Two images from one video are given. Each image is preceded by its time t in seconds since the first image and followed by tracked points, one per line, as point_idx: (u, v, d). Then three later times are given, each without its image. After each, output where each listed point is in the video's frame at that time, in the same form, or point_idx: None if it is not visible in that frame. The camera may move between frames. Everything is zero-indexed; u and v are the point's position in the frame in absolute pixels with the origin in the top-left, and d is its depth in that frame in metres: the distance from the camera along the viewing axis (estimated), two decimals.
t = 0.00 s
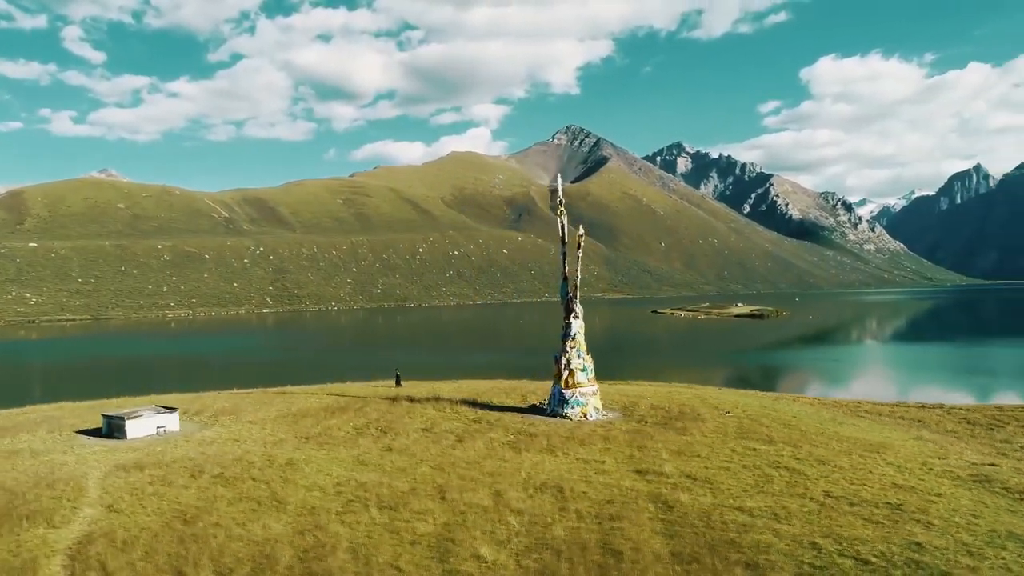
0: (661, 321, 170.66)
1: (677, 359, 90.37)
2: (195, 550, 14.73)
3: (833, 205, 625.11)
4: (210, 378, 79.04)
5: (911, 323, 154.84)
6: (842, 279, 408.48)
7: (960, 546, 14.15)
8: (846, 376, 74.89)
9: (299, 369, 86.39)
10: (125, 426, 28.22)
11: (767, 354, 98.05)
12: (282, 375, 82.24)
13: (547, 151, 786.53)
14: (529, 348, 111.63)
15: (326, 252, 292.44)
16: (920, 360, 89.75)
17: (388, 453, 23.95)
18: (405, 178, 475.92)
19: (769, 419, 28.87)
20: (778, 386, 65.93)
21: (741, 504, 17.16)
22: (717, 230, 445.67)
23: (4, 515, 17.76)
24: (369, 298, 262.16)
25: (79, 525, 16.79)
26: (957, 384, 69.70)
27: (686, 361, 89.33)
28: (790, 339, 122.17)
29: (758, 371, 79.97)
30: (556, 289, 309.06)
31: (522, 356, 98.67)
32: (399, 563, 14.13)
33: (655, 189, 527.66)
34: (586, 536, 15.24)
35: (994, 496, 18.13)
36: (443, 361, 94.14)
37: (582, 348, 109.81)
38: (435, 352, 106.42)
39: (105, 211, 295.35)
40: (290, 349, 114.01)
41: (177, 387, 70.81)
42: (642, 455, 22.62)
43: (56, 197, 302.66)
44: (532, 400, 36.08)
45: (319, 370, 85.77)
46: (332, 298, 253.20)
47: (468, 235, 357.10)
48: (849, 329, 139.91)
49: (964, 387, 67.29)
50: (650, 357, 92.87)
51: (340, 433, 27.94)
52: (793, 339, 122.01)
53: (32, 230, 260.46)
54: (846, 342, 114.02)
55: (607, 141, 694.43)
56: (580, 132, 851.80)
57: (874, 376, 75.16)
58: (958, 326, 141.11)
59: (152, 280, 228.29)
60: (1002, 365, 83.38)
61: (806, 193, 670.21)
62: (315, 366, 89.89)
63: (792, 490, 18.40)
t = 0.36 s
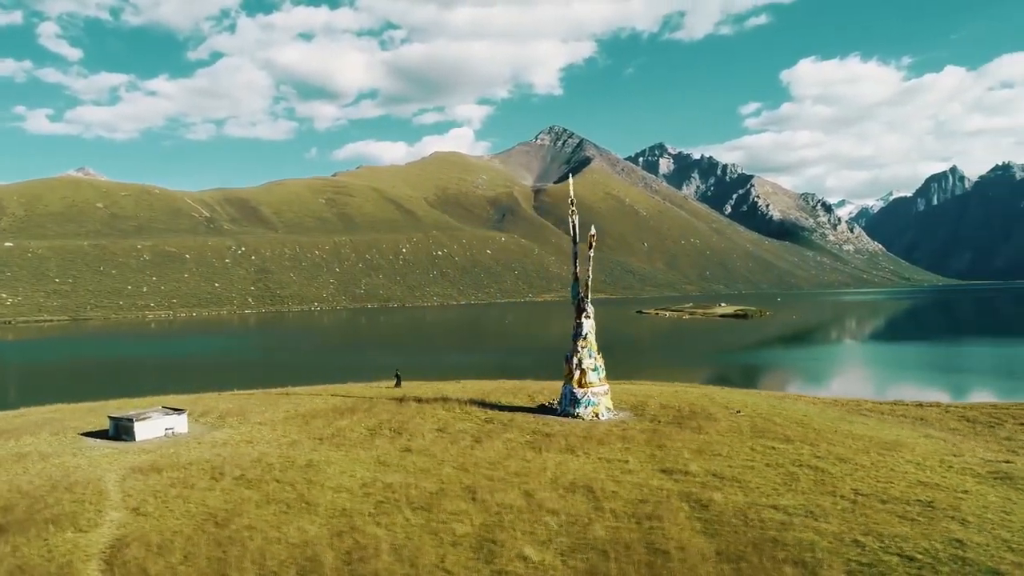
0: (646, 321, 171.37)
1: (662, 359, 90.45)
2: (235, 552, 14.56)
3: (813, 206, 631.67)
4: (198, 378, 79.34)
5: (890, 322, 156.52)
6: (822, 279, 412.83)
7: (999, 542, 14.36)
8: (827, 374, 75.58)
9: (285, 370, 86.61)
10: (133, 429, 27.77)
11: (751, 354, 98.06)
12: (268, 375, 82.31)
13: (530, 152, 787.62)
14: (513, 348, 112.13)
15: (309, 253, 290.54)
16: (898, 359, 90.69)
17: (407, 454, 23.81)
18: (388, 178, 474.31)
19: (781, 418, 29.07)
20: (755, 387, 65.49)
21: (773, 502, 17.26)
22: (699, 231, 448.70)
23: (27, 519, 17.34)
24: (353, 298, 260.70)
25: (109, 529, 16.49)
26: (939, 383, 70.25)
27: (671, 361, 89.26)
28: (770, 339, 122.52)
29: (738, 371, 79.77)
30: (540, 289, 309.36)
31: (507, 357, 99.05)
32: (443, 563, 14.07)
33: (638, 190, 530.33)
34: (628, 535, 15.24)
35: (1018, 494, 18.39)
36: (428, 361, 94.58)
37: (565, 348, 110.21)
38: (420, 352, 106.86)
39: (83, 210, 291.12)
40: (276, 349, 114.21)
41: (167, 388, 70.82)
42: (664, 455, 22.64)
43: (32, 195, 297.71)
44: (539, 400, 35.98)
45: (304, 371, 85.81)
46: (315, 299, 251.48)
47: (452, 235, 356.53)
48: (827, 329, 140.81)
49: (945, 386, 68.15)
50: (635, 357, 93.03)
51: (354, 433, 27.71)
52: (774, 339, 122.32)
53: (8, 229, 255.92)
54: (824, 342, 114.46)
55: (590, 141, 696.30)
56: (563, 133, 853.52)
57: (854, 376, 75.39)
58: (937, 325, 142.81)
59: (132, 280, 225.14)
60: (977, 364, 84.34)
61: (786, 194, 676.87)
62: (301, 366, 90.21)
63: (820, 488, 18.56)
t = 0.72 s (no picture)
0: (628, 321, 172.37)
1: (644, 359, 90.71)
2: (276, 554, 14.42)
3: (791, 208, 638.40)
4: (183, 378, 79.55)
5: (868, 322, 158.40)
6: (801, 280, 417.35)
7: None
8: (805, 374, 76.28)
9: (269, 369, 86.79)
10: (141, 431, 27.36)
11: (730, 354, 98.22)
12: (254, 374, 82.52)
13: (511, 151, 787.81)
14: (497, 347, 112.78)
15: (289, 253, 288.38)
16: (874, 358, 91.77)
17: (424, 454, 23.71)
18: (370, 178, 472.16)
19: (791, 417, 29.41)
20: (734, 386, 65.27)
21: (804, 500, 17.40)
22: (680, 231, 452.05)
23: (49, 523, 16.98)
24: (334, 298, 259.10)
25: (137, 534, 16.20)
26: (914, 381, 71.25)
27: (654, 361, 89.35)
28: (750, 339, 123.15)
29: (717, 370, 79.91)
30: (522, 290, 309.48)
31: (490, 356, 99.70)
32: (487, 563, 14.01)
33: (619, 191, 532.61)
34: (668, 534, 15.27)
35: None
36: (411, 360, 95.09)
37: (549, 347, 110.80)
38: (403, 352, 107.27)
39: (58, 209, 286.31)
40: (259, 349, 114.24)
41: (156, 387, 70.65)
42: (684, 454, 22.71)
43: (5, 194, 292.22)
44: (546, 399, 35.96)
45: (289, 370, 85.79)
46: (296, 299, 249.50)
47: (434, 236, 355.76)
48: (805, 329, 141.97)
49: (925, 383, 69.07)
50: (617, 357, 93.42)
51: (364, 434, 27.49)
52: (754, 339, 123.00)
53: None
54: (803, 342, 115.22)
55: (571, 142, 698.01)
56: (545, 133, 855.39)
57: (830, 375, 75.97)
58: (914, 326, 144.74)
59: (108, 281, 221.72)
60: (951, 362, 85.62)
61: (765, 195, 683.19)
62: (284, 366, 90.56)
63: (845, 486, 18.74)
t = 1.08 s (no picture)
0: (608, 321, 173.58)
1: (624, 359, 91.34)
2: (313, 555, 14.38)
3: (769, 208, 645.65)
4: (166, 377, 79.81)
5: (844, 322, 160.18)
6: (779, 281, 421.85)
7: None
8: (783, 372, 77.34)
9: (252, 368, 87.14)
10: (147, 433, 26.91)
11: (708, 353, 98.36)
12: (239, 373, 82.72)
13: (492, 151, 787.56)
14: (478, 347, 113.19)
15: (268, 253, 285.80)
16: (848, 357, 92.64)
17: (442, 454, 23.63)
18: (350, 177, 469.53)
19: (797, 416, 29.71)
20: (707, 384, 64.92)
21: (830, 498, 17.65)
22: (660, 232, 454.76)
23: (74, 527, 16.64)
24: (314, 299, 257.30)
25: (168, 538, 15.90)
26: (886, 380, 72.32)
27: (634, 360, 89.98)
28: (727, 339, 123.78)
29: (696, 370, 80.38)
30: (503, 291, 309.65)
31: (471, 355, 100.14)
32: (531, 563, 13.98)
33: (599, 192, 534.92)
34: (703, 532, 15.41)
35: None
36: (394, 360, 95.53)
37: (529, 347, 110.90)
38: (385, 351, 107.67)
39: (31, 208, 281.05)
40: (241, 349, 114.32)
41: (143, 388, 70.42)
42: (702, 453, 22.88)
43: None
44: (550, 400, 35.91)
45: (271, 369, 85.91)
46: (275, 300, 247.30)
47: (414, 235, 354.51)
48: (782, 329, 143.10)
49: (899, 382, 70.18)
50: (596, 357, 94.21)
51: (375, 434, 27.36)
52: (731, 339, 123.51)
53: None
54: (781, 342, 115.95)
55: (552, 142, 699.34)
56: (525, 134, 856.77)
57: (806, 374, 76.92)
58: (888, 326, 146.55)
59: (83, 281, 218.03)
60: (923, 361, 87.04)
61: (744, 196, 689.70)
62: (266, 365, 90.76)
63: (869, 483, 18.96)
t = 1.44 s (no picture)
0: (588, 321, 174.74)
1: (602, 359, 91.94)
2: (353, 556, 14.26)
3: (746, 210, 652.27)
4: (148, 377, 80.06)
5: (819, 322, 162.15)
6: (756, 281, 426.30)
7: None
8: (760, 372, 77.79)
9: (233, 369, 87.49)
10: (154, 435, 26.48)
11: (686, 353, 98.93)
12: (221, 373, 82.84)
13: (471, 151, 786.81)
14: (458, 347, 113.72)
15: (246, 253, 282.76)
16: (824, 356, 93.39)
17: (459, 454, 23.57)
18: (328, 176, 466.31)
19: (804, 414, 29.98)
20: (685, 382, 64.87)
21: (855, 495, 17.87)
22: (638, 233, 457.23)
23: (99, 531, 16.33)
24: (292, 299, 255.04)
25: (199, 540, 15.67)
26: (860, 378, 73.43)
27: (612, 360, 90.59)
28: (704, 338, 124.59)
29: (673, 369, 80.92)
30: (483, 291, 309.46)
31: (451, 355, 100.75)
32: (573, 562, 13.91)
33: (578, 192, 536.65)
34: (739, 529, 15.50)
35: None
36: (374, 359, 96.13)
37: (509, 347, 111.41)
38: (365, 351, 107.94)
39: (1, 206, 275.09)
40: (223, 349, 114.63)
41: (128, 389, 70.16)
42: (719, 451, 23.01)
43: None
44: (554, 399, 35.92)
45: (251, 369, 86.27)
46: (253, 300, 244.69)
47: (394, 236, 352.88)
48: (759, 329, 144.58)
49: (873, 381, 70.81)
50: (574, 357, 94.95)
51: (385, 435, 27.18)
52: (707, 339, 124.39)
53: None
54: (757, 342, 116.98)
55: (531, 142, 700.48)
56: (505, 135, 856.93)
57: (781, 373, 77.93)
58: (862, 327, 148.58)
59: (55, 281, 213.89)
60: (898, 360, 88.09)
61: (721, 198, 696.23)
62: (247, 365, 91.09)
63: (890, 480, 19.19)
